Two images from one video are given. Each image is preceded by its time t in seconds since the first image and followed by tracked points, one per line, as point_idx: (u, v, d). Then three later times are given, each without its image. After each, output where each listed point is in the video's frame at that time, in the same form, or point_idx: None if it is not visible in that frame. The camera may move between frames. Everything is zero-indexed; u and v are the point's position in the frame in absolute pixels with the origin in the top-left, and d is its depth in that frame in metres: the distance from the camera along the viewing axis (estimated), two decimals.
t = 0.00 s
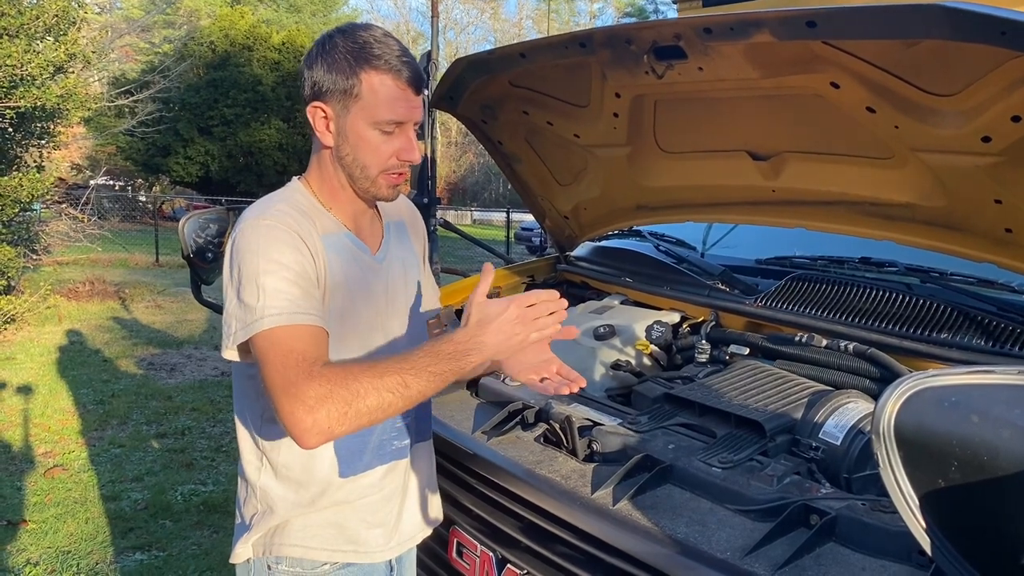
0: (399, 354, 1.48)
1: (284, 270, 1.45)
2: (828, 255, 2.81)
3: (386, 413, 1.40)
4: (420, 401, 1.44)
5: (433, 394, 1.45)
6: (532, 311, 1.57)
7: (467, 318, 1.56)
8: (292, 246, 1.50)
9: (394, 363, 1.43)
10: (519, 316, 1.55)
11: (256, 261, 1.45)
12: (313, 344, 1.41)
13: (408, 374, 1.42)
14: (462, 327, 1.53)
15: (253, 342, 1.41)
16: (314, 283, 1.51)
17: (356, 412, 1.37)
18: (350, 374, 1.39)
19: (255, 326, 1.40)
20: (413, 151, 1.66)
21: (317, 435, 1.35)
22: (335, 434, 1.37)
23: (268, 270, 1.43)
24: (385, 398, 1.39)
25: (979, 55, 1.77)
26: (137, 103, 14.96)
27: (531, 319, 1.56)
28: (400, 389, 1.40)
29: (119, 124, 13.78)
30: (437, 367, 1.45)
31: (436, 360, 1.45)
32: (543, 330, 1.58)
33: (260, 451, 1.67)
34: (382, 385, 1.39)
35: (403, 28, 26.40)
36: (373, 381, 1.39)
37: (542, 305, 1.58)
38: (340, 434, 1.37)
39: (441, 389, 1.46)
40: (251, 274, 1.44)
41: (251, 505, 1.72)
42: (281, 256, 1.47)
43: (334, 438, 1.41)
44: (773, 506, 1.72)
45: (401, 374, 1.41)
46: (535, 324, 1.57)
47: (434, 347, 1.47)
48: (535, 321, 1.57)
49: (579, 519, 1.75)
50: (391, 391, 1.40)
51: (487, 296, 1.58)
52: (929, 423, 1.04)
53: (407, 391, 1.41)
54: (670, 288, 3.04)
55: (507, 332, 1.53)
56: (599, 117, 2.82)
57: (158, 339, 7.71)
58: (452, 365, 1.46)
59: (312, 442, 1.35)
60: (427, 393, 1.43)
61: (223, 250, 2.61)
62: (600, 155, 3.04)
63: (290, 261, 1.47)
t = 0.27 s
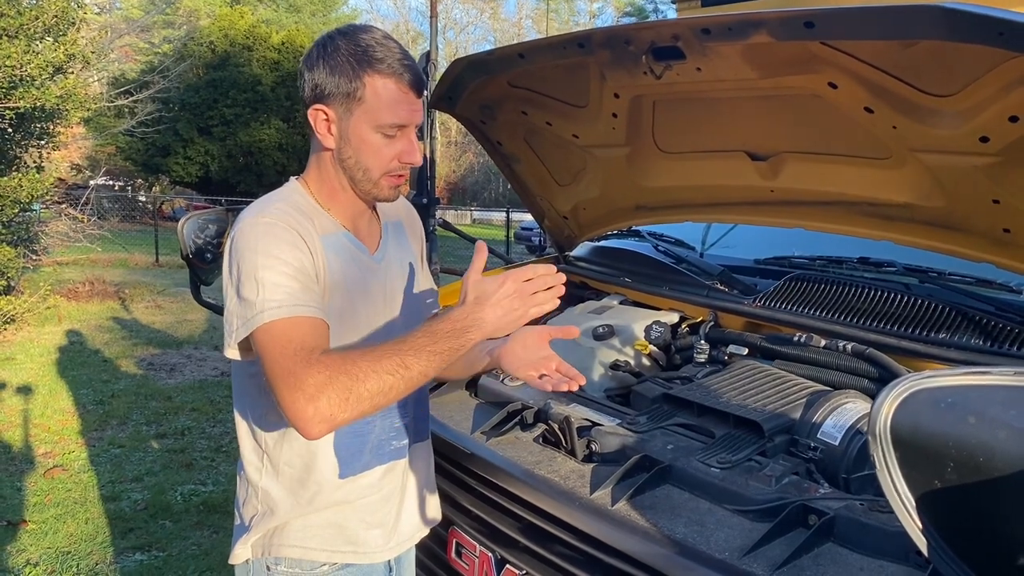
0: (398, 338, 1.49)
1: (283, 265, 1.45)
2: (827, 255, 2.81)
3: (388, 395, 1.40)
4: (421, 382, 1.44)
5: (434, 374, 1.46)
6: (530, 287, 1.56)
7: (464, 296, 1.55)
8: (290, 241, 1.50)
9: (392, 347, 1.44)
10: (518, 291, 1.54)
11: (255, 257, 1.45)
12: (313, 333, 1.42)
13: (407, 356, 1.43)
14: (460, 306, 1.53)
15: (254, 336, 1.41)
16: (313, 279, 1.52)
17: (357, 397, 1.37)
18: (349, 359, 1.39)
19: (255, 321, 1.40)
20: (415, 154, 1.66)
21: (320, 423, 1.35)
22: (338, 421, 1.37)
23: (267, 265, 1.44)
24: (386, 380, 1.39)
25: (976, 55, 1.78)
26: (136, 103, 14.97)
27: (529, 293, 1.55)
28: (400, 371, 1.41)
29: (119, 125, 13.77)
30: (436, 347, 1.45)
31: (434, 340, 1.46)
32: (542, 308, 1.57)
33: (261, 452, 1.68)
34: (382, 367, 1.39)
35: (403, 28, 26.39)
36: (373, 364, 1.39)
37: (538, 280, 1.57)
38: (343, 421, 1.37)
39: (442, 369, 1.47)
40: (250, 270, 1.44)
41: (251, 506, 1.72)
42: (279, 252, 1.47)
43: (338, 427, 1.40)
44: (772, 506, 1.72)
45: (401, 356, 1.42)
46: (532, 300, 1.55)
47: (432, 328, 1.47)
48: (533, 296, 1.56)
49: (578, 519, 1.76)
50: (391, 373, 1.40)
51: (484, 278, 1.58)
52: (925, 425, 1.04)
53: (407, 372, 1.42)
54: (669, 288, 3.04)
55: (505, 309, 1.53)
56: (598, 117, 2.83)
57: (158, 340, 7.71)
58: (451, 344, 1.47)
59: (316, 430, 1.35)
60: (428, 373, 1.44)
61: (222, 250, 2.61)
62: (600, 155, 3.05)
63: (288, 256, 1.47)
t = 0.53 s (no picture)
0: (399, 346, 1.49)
1: (282, 267, 1.45)
2: (826, 254, 2.81)
3: (388, 403, 1.40)
4: (422, 391, 1.45)
5: (435, 383, 1.46)
6: (531, 300, 1.56)
7: (466, 307, 1.56)
8: (290, 243, 1.50)
9: (393, 354, 1.44)
10: (520, 304, 1.55)
11: (255, 259, 1.45)
12: (313, 336, 1.42)
13: (407, 364, 1.43)
14: (461, 316, 1.54)
15: (253, 338, 1.42)
16: (313, 280, 1.52)
17: (357, 403, 1.38)
18: (349, 365, 1.40)
19: (254, 323, 1.41)
20: (413, 153, 1.67)
21: (319, 428, 1.35)
22: (337, 426, 1.37)
23: (267, 267, 1.44)
24: (385, 388, 1.40)
25: (974, 55, 1.78)
26: (135, 103, 14.96)
27: (530, 306, 1.56)
28: (401, 379, 1.41)
29: (118, 125, 13.76)
30: (437, 356, 1.46)
31: (436, 349, 1.46)
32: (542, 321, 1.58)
33: (260, 452, 1.68)
34: (382, 375, 1.40)
35: (402, 27, 26.39)
36: (373, 371, 1.40)
37: (540, 294, 1.58)
38: (342, 426, 1.38)
39: (442, 379, 1.47)
40: (250, 272, 1.44)
41: (250, 505, 1.72)
42: (279, 254, 1.47)
43: (336, 432, 1.41)
44: (770, 505, 1.72)
45: (402, 364, 1.42)
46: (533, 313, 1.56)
47: (434, 337, 1.48)
48: (534, 309, 1.57)
49: (577, 519, 1.76)
50: (391, 381, 1.41)
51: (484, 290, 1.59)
52: (921, 423, 1.04)
53: (408, 380, 1.42)
54: (668, 288, 3.05)
55: (507, 322, 1.53)
56: (597, 117, 2.83)
57: (157, 340, 7.71)
58: (452, 354, 1.47)
59: (314, 435, 1.35)
60: (428, 383, 1.44)
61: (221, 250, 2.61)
62: (599, 155, 3.05)
63: (288, 258, 1.48)
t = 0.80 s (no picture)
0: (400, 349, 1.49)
1: (284, 269, 1.46)
2: (825, 253, 2.82)
3: (390, 406, 1.41)
4: (424, 394, 1.45)
5: (437, 386, 1.46)
6: (530, 301, 1.57)
7: (466, 309, 1.56)
8: (292, 245, 1.50)
9: (396, 358, 1.44)
10: (520, 306, 1.55)
11: (257, 261, 1.45)
12: (316, 340, 1.42)
13: (410, 368, 1.44)
14: (461, 318, 1.53)
15: (256, 340, 1.42)
16: (314, 282, 1.52)
17: (360, 406, 1.38)
18: (352, 368, 1.40)
19: (257, 325, 1.41)
20: (409, 153, 1.67)
21: (322, 431, 1.35)
22: (340, 429, 1.37)
23: (269, 269, 1.44)
24: (388, 392, 1.40)
25: (972, 53, 1.78)
26: (135, 103, 14.96)
27: (530, 307, 1.56)
28: (403, 382, 1.42)
29: (118, 125, 13.76)
30: (440, 359, 1.46)
31: (438, 353, 1.46)
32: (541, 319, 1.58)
33: (260, 451, 1.68)
34: (385, 379, 1.40)
35: (402, 27, 26.38)
36: (376, 374, 1.40)
37: (539, 295, 1.58)
38: (345, 429, 1.38)
39: (444, 382, 1.48)
40: (252, 274, 1.44)
41: (250, 504, 1.72)
42: (281, 255, 1.47)
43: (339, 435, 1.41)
44: (769, 504, 1.72)
45: (404, 368, 1.43)
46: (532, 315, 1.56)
47: (435, 341, 1.48)
48: (534, 310, 1.57)
49: (576, 517, 1.76)
50: (394, 385, 1.41)
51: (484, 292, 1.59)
52: (917, 420, 1.05)
53: (410, 385, 1.42)
54: (667, 287, 3.05)
55: (508, 324, 1.53)
56: (596, 116, 2.83)
57: (157, 340, 7.71)
58: (454, 357, 1.47)
59: (317, 438, 1.36)
60: (430, 387, 1.45)
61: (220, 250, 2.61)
62: (598, 154, 3.05)
63: (290, 260, 1.48)
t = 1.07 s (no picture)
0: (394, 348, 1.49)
1: (279, 268, 1.46)
2: (823, 253, 2.82)
3: (380, 406, 1.41)
4: (416, 393, 1.44)
5: (429, 386, 1.46)
6: (528, 302, 1.57)
7: (463, 308, 1.55)
8: (287, 244, 1.51)
9: (387, 357, 1.44)
10: (517, 306, 1.55)
11: (252, 260, 1.46)
12: (308, 339, 1.43)
13: (401, 367, 1.43)
14: (457, 318, 1.52)
15: (250, 339, 1.42)
16: (310, 282, 1.52)
17: (350, 406, 1.38)
18: (343, 368, 1.40)
19: (250, 324, 1.41)
20: (413, 159, 1.67)
21: (312, 430, 1.36)
22: (330, 429, 1.37)
23: (264, 268, 1.44)
24: (378, 391, 1.40)
25: (970, 52, 1.78)
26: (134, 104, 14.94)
27: (527, 308, 1.56)
28: (394, 383, 1.41)
29: (117, 125, 13.75)
30: (432, 358, 1.45)
31: (433, 351, 1.46)
32: (538, 320, 1.58)
33: (257, 450, 1.68)
34: (375, 379, 1.40)
35: (401, 27, 26.38)
36: (366, 374, 1.40)
37: (536, 296, 1.58)
38: (335, 428, 1.38)
39: (436, 381, 1.47)
40: (247, 273, 1.45)
41: (248, 504, 1.72)
42: (276, 255, 1.47)
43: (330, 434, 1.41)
44: (767, 503, 1.73)
45: (395, 367, 1.42)
46: (530, 316, 1.56)
47: (428, 341, 1.47)
48: (531, 311, 1.57)
49: (575, 517, 1.76)
50: (384, 385, 1.41)
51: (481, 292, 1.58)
52: (915, 419, 1.05)
53: (401, 384, 1.42)
54: (666, 287, 3.05)
55: (505, 324, 1.53)
56: (595, 117, 2.83)
57: (157, 340, 7.71)
58: (447, 356, 1.47)
59: (307, 437, 1.36)
60: (423, 386, 1.44)
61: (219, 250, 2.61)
62: (597, 154, 3.05)
63: (285, 259, 1.48)
